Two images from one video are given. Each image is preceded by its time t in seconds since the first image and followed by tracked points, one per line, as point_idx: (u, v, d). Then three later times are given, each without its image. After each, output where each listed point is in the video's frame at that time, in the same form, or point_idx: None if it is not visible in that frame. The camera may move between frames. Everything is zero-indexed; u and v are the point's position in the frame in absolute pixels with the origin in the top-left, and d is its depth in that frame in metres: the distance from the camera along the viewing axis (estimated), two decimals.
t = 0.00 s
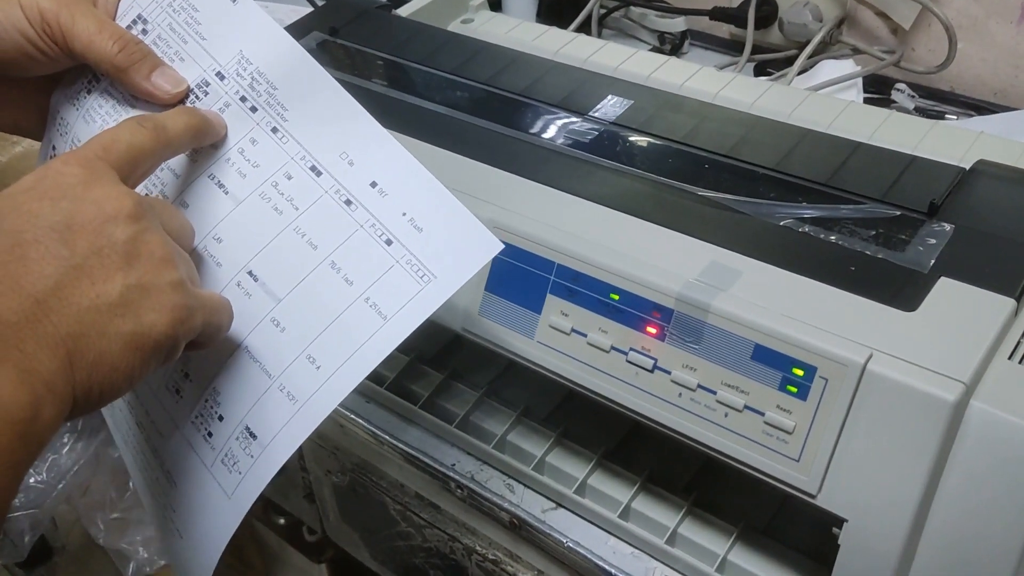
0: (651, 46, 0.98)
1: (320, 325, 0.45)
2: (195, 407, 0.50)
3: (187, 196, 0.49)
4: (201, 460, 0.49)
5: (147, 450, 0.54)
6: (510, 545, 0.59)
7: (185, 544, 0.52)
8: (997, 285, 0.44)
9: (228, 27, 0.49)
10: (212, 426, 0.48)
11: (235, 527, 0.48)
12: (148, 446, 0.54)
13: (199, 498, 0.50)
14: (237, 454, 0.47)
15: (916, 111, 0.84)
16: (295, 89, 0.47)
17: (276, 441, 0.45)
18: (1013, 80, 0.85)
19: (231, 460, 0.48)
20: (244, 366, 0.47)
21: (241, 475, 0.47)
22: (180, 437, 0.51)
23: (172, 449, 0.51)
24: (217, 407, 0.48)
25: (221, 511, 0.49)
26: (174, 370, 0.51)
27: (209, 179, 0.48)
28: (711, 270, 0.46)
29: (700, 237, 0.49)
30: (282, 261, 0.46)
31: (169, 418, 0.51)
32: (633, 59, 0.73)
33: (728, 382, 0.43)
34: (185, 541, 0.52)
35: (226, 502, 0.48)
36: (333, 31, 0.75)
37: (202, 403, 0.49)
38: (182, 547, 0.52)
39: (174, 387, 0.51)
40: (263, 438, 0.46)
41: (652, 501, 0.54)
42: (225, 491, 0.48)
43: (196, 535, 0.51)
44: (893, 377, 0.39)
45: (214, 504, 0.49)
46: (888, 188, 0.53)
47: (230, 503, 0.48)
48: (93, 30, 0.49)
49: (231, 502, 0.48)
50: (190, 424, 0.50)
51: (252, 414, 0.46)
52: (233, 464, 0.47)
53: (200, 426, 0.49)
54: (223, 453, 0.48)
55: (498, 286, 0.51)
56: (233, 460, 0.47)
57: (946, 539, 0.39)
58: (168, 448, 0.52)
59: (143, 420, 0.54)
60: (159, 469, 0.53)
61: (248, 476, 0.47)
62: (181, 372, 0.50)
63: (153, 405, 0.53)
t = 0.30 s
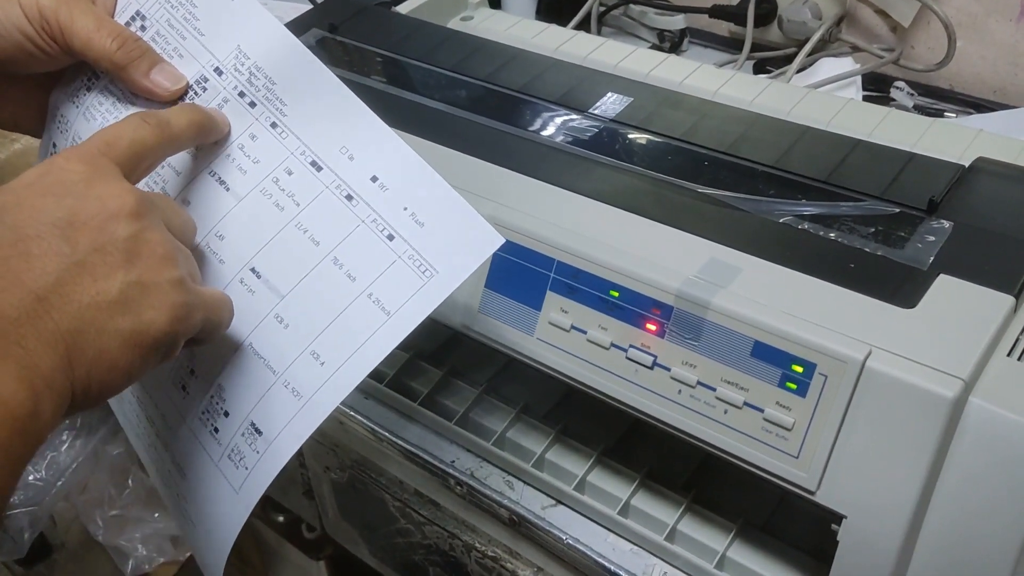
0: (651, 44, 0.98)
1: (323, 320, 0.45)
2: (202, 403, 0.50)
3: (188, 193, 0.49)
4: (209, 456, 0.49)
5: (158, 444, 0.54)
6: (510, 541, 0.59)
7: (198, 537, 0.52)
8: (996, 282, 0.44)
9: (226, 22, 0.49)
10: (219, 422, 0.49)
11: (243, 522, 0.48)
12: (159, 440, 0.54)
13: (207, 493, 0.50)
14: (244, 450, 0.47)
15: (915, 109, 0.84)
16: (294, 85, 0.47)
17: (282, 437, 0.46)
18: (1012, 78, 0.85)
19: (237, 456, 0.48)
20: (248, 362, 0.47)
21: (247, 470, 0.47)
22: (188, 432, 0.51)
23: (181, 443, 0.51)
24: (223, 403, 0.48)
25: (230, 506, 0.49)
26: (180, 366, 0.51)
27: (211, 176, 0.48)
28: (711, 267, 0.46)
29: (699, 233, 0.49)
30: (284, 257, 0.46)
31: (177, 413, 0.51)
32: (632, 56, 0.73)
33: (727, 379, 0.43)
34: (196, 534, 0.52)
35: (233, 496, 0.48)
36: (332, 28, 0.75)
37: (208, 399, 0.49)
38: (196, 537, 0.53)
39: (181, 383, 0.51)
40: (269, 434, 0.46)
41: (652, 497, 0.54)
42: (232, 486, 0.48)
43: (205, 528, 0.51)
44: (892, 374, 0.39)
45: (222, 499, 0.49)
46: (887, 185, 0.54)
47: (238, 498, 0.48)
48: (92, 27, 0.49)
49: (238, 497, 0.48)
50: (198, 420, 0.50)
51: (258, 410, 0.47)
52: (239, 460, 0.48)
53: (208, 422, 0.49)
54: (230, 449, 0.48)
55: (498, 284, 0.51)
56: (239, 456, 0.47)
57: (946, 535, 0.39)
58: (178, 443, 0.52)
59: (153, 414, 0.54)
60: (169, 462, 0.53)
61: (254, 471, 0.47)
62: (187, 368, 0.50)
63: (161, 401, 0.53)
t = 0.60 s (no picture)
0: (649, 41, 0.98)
1: (314, 318, 0.45)
2: (194, 402, 0.49)
3: (181, 190, 0.49)
4: (200, 456, 0.49)
5: (149, 441, 0.54)
6: (507, 538, 0.59)
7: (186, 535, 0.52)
8: (993, 278, 0.44)
9: (220, 20, 0.49)
10: (210, 422, 0.48)
11: (235, 522, 0.48)
12: (150, 440, 0.54)
13: (197, 493, 0.50)
14: (235, 451, 0.47)
15: (913, 105, 0.84)
16: (289, 83, 0.47)
17: (272, 435, 0.45)
18: (1010, 74, 0.85)
19: (228, 455, 0.47)
20: (240, 361, 0.47)
21: (238, 471, 0.47)
22: (179, 432, 0.51)
23: (173, 443, 0.51)
24: (215, 403, 0.48)
25: (220, 507, 0.49)
26: (172, 365, 0.51)
27: (203, 175, 0.48)
28: (709, 263, 0.46)
29: (695, 229, 0.49)
30: (276, 255, 0.46)
31: (168, 413, 0.51)
32: (631, 53, 0.73)
33: (724, 375, 0.43)
34: (184, 534, 0.52)
35: (224, 497, 0.48)
36: (330, 24, 0.74)
37: (200, 399, 0.49)
38: (183, 537, 0.53)
39: (173, 383, 0.51)
40: (260, 433, 0.46)
41: (649, 494, 0.54)
42: (223, 485, 0.48)
43: (195, 526, 0.51)
44: (890, 369, 0.39)
45: (213, 499, 0.49)
46: (885, 181, 0.54)
47: (228, 498, 0.48)
48: (84, 26, 0.49)
49: (230, 498, 0.48)
50: (189, 419, 0.50)
51: (249, 409, 0.46)
52: (230, 460, 0.47)
53: (198, 422, 0.49)
54: (221, 448, 0.48)
55: (496, 280, 0.51)
56: (230, 456, 0.47)
57: (943, 530, 0.39)
58: (168, 443, 0.52)
59: (144, 413, 0.54)
60: (160, 464, 0.53)
61: (245, 471, 0.47)
62: (180, 368, 0.50)
63: (153, 401, 0.53)
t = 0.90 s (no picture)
0: (647, 40, 0.98)
1: (317, 317, 0.45)
2: (187, 399, 0.49)
3: (179, 189, 0.49)
4: (193, 454, 0.49)
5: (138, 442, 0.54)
6: (505, 537, 0.59)
7: (175, 539, 0.52)
8: (989, 278, 0.44)
9: (218, 17, 0.49)
10: (205, 419, 0.48)
11: (227, 520, 0.48)
12: (139, 441, 0.54)
13: (188, 492, 0.50)
14: (232, 446, 0.47)
15: (910, 105, 0.85)
16: (285, 83, 0.46)
17: (274, 431, 0.45)
18: (1007, 74, 0.86)
19: (224, 452, 0.47)
20: (238, 359, 0.47)
21: (235, 467, 0.47)
22: (171, 432, 0.51)
23: (163, 442, 0.51)
24: (211, 399, 0.48)
25: (212, 506, 0.49)
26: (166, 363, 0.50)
27: (202, 173, 0.48)
28: (706, 264, 0.46)
29: (692, 228, 0.49)
30: (278, 253, 0.46)
31: (161, 412, 0.51)
32: (628, 52, 0.73)
33: (721, 374, 0.43)
34: (173, 535, 0.52)
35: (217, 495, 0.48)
36: (328, 24, 0.74)
37: (195, 396, 0.49)
38: (170, 542, 0.53)
39: (165, 380, 0.51)
40: (261, 428, 0.46)
41: (647, 493, 0.54)
42: (216, 483, 0.48)
43: (185, 530, 0.51)
44: (886, 368, 0.39)
45: (205, 497, 0.49)
46: (881, 181, 0.54)
47: (221, 496, 0.48)
48: (81, 22, 0.49)
49: (223, 496, 0.48)
50: (183, 416, 0.50)
51: (249, 404, 0.46)
52: (226, 457, 0.47)
53: (192, 419, 0.49)
54: (216, 445, 0.48)
55: (494, 279, 0.51)
56: (226, 452, 0.47)
57: (938, 529, 0.39)
58: (159, 443, 0.51)
59: (134, 414, 0.54)
60: (148, 465, 0.53)
61: (243, 467, 0.47)
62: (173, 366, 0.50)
63: (143, 399, 0.53)
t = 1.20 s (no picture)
0: (643, 40, 0.98)
1: (306, 320, 0.45)
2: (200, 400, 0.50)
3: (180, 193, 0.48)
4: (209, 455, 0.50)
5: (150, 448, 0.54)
6: (502, 536, 0.59)
7: (188, 542, 0.53)
8: (985, 278, 0.44)
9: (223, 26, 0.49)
10: (219, 420, 0.49)
11: (242, 520, 0.48)
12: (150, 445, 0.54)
13: (204, 493, 0.50)
14: (246, 447, 0.48)
15: (906, 105, 0.85)
16: (278, 81, 0.47)
17: (282, 433, 0.46)
18: (1003, 74, 0.86)
19: (239, 452, 0.48)
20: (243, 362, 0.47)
21: (249, 468, 0.48)
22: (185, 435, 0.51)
23: (178, 445, 0.52)
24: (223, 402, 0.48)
25: (227, 505, 0.49)
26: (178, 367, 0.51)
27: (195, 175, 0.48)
28: (699, 264, 0.46)
29: (688, 228, 0.49)
30: (266, 253, 0.46)
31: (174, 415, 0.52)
32: (625, 52, 0.73)
33: (717, 374, 0.43)
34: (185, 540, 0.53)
35: (232, 495, 0.49)
36: (324, 23, 0.74)
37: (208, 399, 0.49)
38: (181, 545, 0.53)
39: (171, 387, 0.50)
40: (269, 430, 0.46)
41: (643, 493, 0.54)
42: (232, 483, 0.49)
43: (200, 531, 0.51)
44: (882, 369, 0.39)
45: (224, 497, 0.49)
46: (877, 181, 0.54)
47: (239, 494, 0.48)
48: (87, 31, 0.49)
49: (237, 496, 0.48)
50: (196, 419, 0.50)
51: (257, 407, 0.47)
52: (241, 457, 0.48)
53: (207, 420, 0.50)
54: (231, 446, 0.48)
55: (489, 278, 0.51)
56: (241, 453, 0.48)
57: (933, 528, 0.39)
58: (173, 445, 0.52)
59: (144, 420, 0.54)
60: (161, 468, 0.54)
61: (258, 468, 0.47)
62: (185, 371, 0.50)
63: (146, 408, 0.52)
